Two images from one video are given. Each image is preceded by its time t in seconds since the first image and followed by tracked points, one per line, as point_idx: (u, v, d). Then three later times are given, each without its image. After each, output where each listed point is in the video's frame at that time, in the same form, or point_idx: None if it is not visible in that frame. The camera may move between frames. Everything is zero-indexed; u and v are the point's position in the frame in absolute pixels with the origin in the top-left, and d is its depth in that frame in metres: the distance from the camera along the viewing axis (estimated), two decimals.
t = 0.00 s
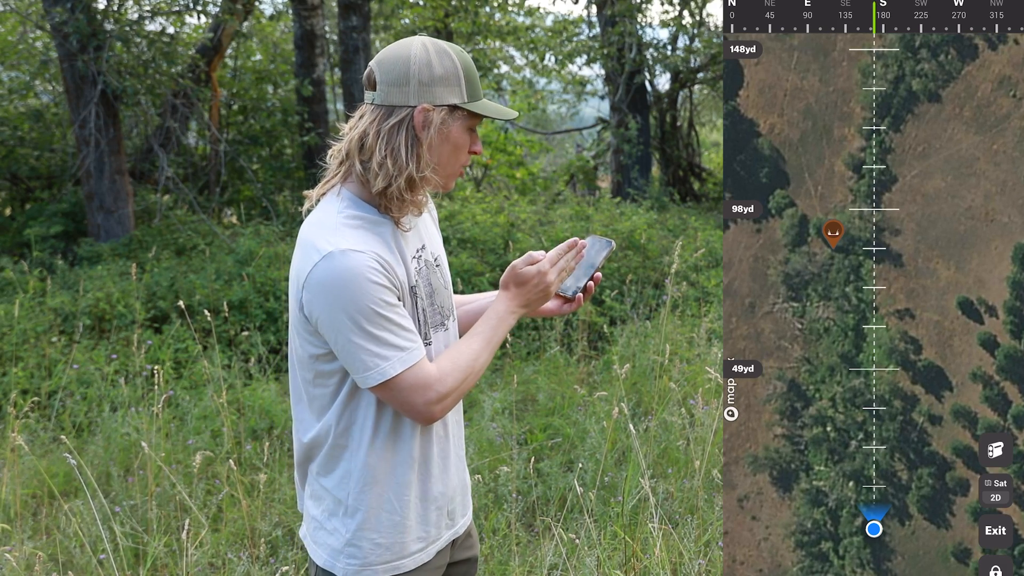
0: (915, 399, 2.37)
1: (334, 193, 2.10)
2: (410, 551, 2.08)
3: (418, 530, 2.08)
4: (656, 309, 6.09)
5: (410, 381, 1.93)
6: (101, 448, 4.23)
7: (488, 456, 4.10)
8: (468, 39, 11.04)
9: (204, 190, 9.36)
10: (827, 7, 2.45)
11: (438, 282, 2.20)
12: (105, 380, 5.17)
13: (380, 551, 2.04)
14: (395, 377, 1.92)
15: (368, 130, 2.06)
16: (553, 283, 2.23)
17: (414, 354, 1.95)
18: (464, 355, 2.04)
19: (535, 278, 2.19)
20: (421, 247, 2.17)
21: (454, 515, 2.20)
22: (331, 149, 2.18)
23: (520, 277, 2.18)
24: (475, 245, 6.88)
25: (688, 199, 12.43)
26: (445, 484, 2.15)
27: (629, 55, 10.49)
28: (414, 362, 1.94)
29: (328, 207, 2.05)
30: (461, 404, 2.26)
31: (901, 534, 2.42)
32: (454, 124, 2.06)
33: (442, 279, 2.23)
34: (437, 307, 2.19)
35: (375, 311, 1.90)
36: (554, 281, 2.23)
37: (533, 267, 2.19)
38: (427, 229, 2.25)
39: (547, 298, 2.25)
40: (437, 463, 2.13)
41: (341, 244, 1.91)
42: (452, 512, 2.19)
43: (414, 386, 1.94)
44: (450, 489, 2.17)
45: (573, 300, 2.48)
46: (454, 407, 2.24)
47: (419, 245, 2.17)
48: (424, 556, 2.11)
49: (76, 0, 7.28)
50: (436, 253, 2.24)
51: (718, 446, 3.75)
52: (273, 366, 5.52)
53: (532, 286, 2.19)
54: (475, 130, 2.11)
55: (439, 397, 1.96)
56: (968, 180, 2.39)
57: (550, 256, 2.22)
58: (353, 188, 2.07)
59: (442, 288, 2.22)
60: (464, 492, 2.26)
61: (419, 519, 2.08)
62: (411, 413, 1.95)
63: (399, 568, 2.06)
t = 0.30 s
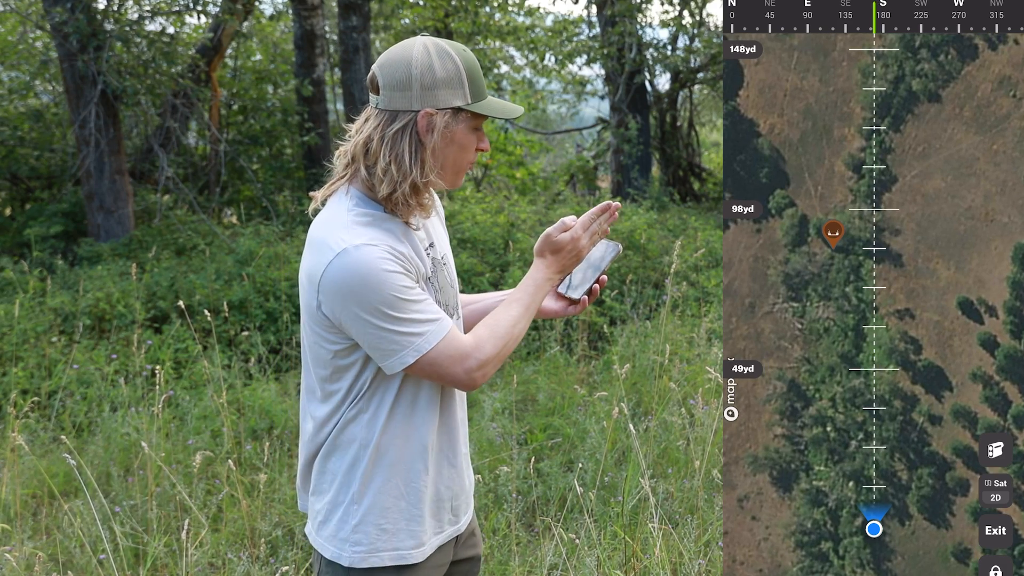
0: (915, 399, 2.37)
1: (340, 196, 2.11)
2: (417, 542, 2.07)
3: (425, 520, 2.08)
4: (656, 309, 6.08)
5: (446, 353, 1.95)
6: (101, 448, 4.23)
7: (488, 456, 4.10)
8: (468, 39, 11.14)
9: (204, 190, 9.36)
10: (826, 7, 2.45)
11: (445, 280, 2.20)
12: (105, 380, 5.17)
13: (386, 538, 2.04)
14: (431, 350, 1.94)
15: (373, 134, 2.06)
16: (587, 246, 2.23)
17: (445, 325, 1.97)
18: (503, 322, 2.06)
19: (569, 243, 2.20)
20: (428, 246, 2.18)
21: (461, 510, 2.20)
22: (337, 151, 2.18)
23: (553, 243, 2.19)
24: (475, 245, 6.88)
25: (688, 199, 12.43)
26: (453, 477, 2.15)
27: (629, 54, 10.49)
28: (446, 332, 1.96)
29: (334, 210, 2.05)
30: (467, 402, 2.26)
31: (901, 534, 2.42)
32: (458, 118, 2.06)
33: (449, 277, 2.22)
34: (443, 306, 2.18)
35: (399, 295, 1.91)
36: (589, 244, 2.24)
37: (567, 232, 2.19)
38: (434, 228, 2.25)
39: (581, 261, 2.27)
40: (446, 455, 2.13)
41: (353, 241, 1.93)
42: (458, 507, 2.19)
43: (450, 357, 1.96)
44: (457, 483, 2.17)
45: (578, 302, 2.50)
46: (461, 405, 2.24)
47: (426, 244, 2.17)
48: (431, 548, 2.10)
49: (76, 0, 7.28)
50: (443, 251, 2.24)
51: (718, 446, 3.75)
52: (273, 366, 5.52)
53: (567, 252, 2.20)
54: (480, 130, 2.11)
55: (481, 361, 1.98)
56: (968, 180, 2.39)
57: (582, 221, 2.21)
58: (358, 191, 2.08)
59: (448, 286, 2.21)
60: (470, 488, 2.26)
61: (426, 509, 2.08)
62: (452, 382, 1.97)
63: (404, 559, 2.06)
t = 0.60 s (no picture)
0: (915, 398, 2.38)
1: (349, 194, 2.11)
2: (421, 548, 2.08)
3: (431, 525, 2.09)
4: (656, 310, 6.08)
5: (414, 383, 1.93)
6: (101, 448, 4.23)
7: (488, 456, 4.10)
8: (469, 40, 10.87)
9: (204, 190, 9.37)
10: (826, 6, 2.45)
11: (452, 280, 2.21)
12: (105, 380, 5.18)
13: (392, 545, 2.04)
14: (406, 374, 1.93)
15: (381, 132, 2.07)
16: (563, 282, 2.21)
17: (423, 352, 1.95)
18: (473, 357, 2.03)
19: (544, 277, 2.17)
20: (435, 246, 2.18)
21: (465, 515, 2.20)
22: (347, 149, 2.19)
23: (529, 276, 2.16)
24: (475, 245, 6.88)
25: (688, 199, 12.43)
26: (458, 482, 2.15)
27: (629, 54, 10.49)
28: (422, 361, 1.94)
29: (342, 208, 2.06)
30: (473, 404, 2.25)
31: (901, 534, 2.42)
32: (467, 117, 2.06)
33: (455, 278, 2.24)
34: (449, 306, 2.19)
35: (387, 308, 1.91)
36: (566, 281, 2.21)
37: (542, 266, 2.16)
38: (442, 228, 2.26)
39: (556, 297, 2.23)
40: (451, 462, 2.13)
41: (354, 242, 1.92)
42: (463, 509, 2.19)
43: (418, 388, 1.94)
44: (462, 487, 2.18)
45: (586, 303, 2.49)
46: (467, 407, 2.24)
47: (434, 244, 2.17)
48: (435, 555, 2.11)
49: (76, 0, 7.29)
50: (449, 252, 2.25)
51: (718, 446, 3.75)
52: (273, 366, 5.52)
53: (542, 287, 2.18)
54: (488, 129, 2.11)
55: (444, 398, 1.95)
56: (968, 179, 2.39)
57: (560, 255, 2.19)
58: (367, 189, 2.08)
59: (454, 286, 2.22)
60: (475, 490, 2.26)
61: (432, 515, 2.09)
62: (417, 414, 1.95)
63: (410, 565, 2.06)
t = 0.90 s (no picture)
0: (911, 397, 2.22)
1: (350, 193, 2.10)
2: (420, 551, 2.08)
3: (429, 528, 2.08)
4: (656, 309, 6.08)
5: (314, 397, 1.87)
6: (101, 448, 4.23)
7: (488, 456, 4.10)
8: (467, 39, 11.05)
9: (204, 190, 9.37)
10: (825, 6, 2.30)
11: (453, 281, 2.20)
12: (105, 380, 5.17)
13: (389, 546, 2.04)
14: (312, 390, 1.86)
15: (382, 129, 2.07)
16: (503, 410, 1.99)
17: (340, 384, 1.86)
18: (381, 415, 1.93)
19: (490, 391, 1.97)
20: (436, 247, 2.18)
21: (466, 515, 2.21)
22: (349, 150, 2.19)
23: (477, 380, 1.97)
24: (475, 245, 6.88)
25: (688, 199, 12.43)
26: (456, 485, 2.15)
27: (629, 54, 10.49)
28: (330, 389, 1.86)
29: (341, 207, 2.04)
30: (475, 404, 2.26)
31: (901, 534, 2.26)
32: (468, 120, 2.06)
33: (458, 279, 2.23)
34: (450, 307, 2.18)
35: (338, 321, 1.84)
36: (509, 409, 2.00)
37: (492, 376, 1.97)
38: (444, 228, 2.26)
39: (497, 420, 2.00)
40: (450, 466, 2.13)
41: (343, 244, 1.89)
42: (463, 511, 2.20)
43: (316, 405, 1.88)
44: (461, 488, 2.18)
45: (592, 301, 2.49)
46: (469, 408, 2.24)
47: (435, 244, 2.17)
48: (434, 557, 2.11)
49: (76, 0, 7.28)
50: (452, 253, 2.25)
51: (718, 446, 3.75)
52: (273, 366, 5.52)
53: (485, 396, 1.97)
54: (489, 127, 2.11)
55: (329, 432, 1.89)
56: (956, 176, 2.25)
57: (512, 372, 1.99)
58: (368, 187, 2.07)
59: (456, 287, 2.22)
60: (475, 491, 2.27)
61: (430, 518, 2.08)
62: (299, 428, 1.91)
63: (408, 566, 2.06)
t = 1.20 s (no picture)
0: (899, 395, 2.07)
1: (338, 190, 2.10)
2: (396, 554, 2.07)
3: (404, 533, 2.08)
4: (656, 309, 6.08)
5: (257, 380, 1.88)
6: (101, 448, 4.23)
7: (488, 456, 4.10)
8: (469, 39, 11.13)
9: (204, 190, 9.37)
10: (821, 5, 2.13)
11: (440, 285, 2.22)
12: (105, 380, 5.17)
13: (365, 548, 2.04)
14: (259, 372, 1.87)
15: (372, 127, 2.07)
16: (447, 440, 1.92)
17: (288, 372, 1.86)
18: (326, 412, 1.90)
19: (442, 414, 1.93)
20: (425, 250, 2.19)
21: (448, 521, 2.20)
22: (342, 148, 2.20)
23: (434, 401, 1.94)
24: (475, 245, 6.89)
25: (688, 199, 12.44)
26: (435, 490, 2.14)
27: (629, 55, 10.51)
28: (275, 374, 1.86)
29: (326, 201, 2.04)
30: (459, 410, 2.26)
31: (901, 532, 2.11)
32: (458, 125, 2.07)
33: (445, 283, 2.24)
34: (435, 310, 2.19)
35: (297, 311, 1.85)
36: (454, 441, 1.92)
37: (447, 400, 1.93)
38: (436, 231, 2.27)
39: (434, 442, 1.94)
40: (429, 469, 2.13)
41: (318, 238, 1.90)
42: (444, 517, 2.19)
43: (257, 388, 1.88)
44: (441, 494, 2.17)
45: (589, 305, 2.47)
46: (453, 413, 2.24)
47: (423, 247, 2.18)
48: (413, 561, 2.10)
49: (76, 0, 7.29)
50: (441, 257, 2.26)
51: (718, 446, 3.75)
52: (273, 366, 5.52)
53: (432, 416, 1.93)
54: (480, 130, 2.11)
55: (266, 417, 1.88)
56: (928, 171, 2.07)
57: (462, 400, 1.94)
58: (356, 184, 2.07)
59: (443, 291, 2.23)
60: (458, 498, 2.26)
61: (406, 522, 2.08)
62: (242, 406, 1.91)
63: (384, 569, 2.06)
